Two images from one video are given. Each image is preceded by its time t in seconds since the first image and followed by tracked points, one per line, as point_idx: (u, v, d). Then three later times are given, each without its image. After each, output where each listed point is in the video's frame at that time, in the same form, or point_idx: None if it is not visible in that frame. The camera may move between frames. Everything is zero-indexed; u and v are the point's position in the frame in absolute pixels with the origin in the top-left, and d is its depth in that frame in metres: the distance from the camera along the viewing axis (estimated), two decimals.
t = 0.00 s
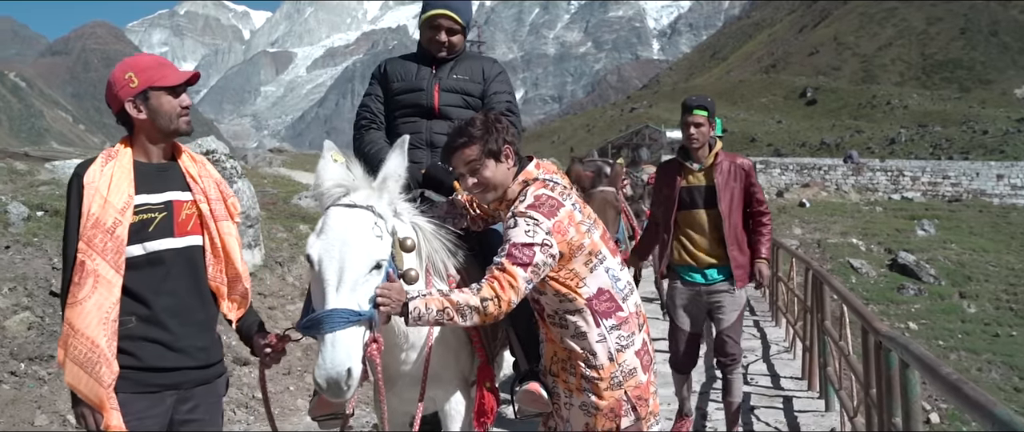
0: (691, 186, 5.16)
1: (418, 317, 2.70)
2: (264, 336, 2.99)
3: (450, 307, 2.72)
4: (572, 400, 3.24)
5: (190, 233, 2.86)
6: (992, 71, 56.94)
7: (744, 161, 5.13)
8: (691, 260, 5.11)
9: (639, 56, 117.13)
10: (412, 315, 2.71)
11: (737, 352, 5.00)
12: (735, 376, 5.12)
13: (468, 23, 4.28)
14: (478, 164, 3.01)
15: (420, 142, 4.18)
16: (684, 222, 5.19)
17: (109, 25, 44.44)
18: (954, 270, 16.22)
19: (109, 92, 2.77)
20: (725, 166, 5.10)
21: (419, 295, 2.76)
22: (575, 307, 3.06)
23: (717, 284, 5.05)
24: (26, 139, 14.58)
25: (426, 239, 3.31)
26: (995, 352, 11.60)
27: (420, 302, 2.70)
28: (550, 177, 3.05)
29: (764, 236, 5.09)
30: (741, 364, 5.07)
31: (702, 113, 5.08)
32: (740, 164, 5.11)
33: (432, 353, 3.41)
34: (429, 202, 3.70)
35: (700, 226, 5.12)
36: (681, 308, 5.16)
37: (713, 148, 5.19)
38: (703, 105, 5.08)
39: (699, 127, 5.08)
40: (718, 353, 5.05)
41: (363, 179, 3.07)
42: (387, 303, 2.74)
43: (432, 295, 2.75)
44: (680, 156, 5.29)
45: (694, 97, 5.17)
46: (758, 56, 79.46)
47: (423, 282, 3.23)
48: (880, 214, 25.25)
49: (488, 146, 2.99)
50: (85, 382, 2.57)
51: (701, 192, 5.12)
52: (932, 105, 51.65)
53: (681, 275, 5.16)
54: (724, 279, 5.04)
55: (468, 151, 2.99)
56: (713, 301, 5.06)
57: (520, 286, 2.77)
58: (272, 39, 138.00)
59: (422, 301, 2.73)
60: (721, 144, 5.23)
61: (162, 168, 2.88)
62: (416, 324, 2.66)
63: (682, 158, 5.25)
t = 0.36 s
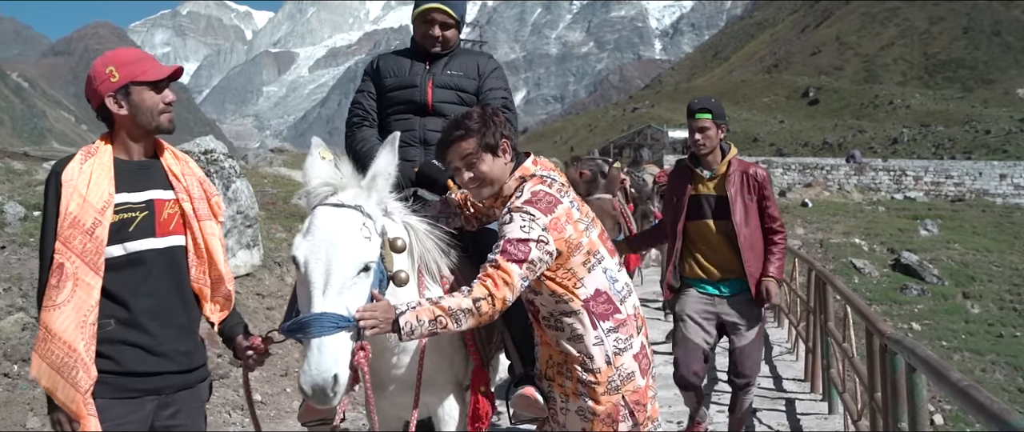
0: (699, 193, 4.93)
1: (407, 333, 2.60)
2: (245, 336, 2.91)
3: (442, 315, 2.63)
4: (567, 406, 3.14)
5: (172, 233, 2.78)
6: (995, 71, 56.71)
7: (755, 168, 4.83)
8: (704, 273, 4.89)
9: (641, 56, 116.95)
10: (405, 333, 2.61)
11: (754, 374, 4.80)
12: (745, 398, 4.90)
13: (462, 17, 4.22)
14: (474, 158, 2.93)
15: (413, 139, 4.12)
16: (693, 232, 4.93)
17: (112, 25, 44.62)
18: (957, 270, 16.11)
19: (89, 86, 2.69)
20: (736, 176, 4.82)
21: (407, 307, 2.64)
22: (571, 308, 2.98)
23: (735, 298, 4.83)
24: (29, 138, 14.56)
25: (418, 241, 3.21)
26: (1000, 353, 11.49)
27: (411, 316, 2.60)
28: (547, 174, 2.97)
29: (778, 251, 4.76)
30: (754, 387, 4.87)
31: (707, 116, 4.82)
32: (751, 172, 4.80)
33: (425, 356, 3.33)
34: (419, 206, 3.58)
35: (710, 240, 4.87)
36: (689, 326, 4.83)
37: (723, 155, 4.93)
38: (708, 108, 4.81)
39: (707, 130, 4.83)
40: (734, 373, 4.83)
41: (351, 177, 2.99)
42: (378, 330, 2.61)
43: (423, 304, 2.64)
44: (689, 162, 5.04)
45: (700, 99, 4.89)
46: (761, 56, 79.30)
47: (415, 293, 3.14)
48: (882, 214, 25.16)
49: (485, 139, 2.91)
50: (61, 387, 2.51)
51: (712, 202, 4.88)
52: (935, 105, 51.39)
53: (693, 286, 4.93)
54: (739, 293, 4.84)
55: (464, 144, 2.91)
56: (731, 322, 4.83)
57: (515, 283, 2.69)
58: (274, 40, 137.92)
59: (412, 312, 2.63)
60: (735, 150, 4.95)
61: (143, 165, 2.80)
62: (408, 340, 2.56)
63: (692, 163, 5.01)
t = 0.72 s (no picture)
0: (699, 190, 4.84)
1: (399, 319, 2.47)
2: (226, 339, 2.86)
3: (436, 308, 2.52)
4: (562, 412, 3.05)
5: (150, 234, 2.73)
6: (995, 71, 56.57)
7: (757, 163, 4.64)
8: (704, 274, 4.81)
9: (642, 56, 116.84)
10: (396, 315, 2.48)
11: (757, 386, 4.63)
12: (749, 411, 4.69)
13: (452, 12, 4.16)
14: (469, 158, 2.83)
15: (404, 138, 4.05)
16: (692, 230, 4.87)
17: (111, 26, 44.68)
18: (958, 271, 16.02)
19: (65, 83, 2.65)
20: (733, 170, 4.68)
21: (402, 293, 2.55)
22: (567, 312, 2.89)
23: (731, 303, 4.73)
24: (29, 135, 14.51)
25: (407, 242, 3.18)
26: (1002, 354, 11.39)
27: (402, 303, 2.48)
28: (541, 174, 2.88)
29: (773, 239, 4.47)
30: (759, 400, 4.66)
31: (700, 111, 4.73)
32: (753, 168, 4.63)
33: (415, 361, 3.25)
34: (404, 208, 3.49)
35: (712, 240, 4.79)
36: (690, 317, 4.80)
37: (722, 149, 4.79)
38: (700, 101, 4.72)
39: (702, 125, 4.72)
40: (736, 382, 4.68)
41: (335, 176, 2.91)
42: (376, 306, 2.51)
43: (419, 294, 2.54)
44: (689, 157, 4.92)
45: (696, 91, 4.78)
46: (761, 56, 79.22)
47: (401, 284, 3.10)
48: (883, 214, 25.08)
49: (482, 137, 2.82)
50: (37, 395, 2.47)
51: (707, 199, 4.81)
52: (935, 105, 51.24)
53: (693, 288, 4.85)
54: (736, 299, 4.71)
55: (460, 141, 2.81)
56: (734, 331, 4.70)
57: (509, 285, 2.60)
58: (274, 40, 137.82)
59: (405, 302, 2.51)
60: (736, 143, 4.82)
61: (120, 164, 2.76)
62: (399, 325, 2.43)
63: (693, 159, 4.89)
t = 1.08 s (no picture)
0: (695, 203, 4.55)
1: (381, 339, 2.42)
2: (207, 341, 2.86)
3: (420, 321, 2.46)
4: (555, 418, 2.96)
5: (126, 234, 2.75)
6: (996, 71, 56.47)
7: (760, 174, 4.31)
8: (704, 291, 4.49)
9: (642, 56, 116.85)
10: (378, 337, 2.43)
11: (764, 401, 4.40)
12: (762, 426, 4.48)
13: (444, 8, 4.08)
14: (475, 151, 2.74)
15: (394, 137, 3.97)
16: (688, 243, 4.57)
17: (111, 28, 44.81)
18: (959, 271, 15.93)
19: (38, 80, 2.65)
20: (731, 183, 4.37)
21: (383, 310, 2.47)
22: (561, 315, 2.80)
23: (730, 318, 4.43)
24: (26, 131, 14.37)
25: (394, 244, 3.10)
26: (1003, 355, 11.30)
27: (386, 325, 2.42)
28: (540, 172, 2.82)
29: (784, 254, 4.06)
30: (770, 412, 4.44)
31: (693, 118, 4.44)
32: (754, 181, 4.28)
33: (400, 366, 3.17)
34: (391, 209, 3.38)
35: (710, 255, 4.48)
36: (689, 345, 4.45)
37: (721, 158, 4.49)
38: (693, 108, 4.44)
39: (696, 133, 4.43)
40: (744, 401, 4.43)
41: (320, 175, 2.82)
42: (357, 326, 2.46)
43: (401, 308, 2.47)
44: (684, 168, 4.64)
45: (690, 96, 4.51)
46: (761, 56, 79.22)
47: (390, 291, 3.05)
48: (883, 214, 25.06)
49: (490, 130, 2.74)
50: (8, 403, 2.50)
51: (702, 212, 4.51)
52: (936, 105, 51.13)
53: (692, 306, 4.54)
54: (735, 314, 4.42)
55: (465, 135, 2.72)
56: (734, 345, 4.41)
57: (502, 288, 2.53)
58: (275, 40, 137.73)
59: (388, 318, 2.45)
60: (737, 151, 4.51)
61: (94, 163, 2.77)
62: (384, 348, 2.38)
63: (690, 170, 4.60)
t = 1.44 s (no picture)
0: (693, 195, 4.34)
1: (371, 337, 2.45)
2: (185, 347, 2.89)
3: (410, 329, 2.46)
4: (551, 425, 2.85)
5: (102, 237, 2.81)
6: (998, 71, 56.27)
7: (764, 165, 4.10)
8: (705, 285, 4.31)
9: (644, 56, 116.80)
10: (367, 335, 2.45)
11: (766, 397, 4.17)
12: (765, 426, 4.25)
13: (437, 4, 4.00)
14: (478, 157, 2.63)
15: (384, 137, 3.88)
16: (690, 235, 4.39)
17: (111, 28, 44.96)
18: (961, 272, 15.83)
19: (11, 78, 2.68)
20: (733, 174, 4.15)
21: (377, 311, 2.47)
22: (559, 320, 2.71)
23: (733, 313, 4.23)
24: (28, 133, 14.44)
25: (383, 249, 3.04)
26: (1005, 356, 11.20)
27: (377, 328, 2.45)
28: (539, 174, 2.74)
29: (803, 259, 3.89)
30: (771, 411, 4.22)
31: (691, 103, 4.19)
32: (756, 169, 4.10)
33: (389, 371, 3.09)
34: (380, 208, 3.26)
35: (713, 249, 4.28)
36: (692, 347, 4.29)
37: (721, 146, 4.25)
38: (691, 92, 4.18)
39: (694, 120, 4.19)
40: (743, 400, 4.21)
41: (303, 177, 2.75)
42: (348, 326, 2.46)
43: (392, 314, 2.46)
44: (682, 156, 4.41)
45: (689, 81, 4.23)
46: (763, 56, 79.12)
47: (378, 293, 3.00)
48: (885, 214, 24.99)
49: (497, 133, 2.62)
50: None
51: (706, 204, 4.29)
52: (938, 105, 50.96)
53: (696, 302, 4.35)
54: (740, 307, 4.23)
55: (470, 138, 2.61)
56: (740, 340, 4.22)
57: (499, 301, 2.50)
58: (277, 40, 137.87)
59: (378, 324, 2.45)
60: (736, 138, 4.26)
61: (67, 163, 2.81)
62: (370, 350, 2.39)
63: (688, 158, 4.38)
